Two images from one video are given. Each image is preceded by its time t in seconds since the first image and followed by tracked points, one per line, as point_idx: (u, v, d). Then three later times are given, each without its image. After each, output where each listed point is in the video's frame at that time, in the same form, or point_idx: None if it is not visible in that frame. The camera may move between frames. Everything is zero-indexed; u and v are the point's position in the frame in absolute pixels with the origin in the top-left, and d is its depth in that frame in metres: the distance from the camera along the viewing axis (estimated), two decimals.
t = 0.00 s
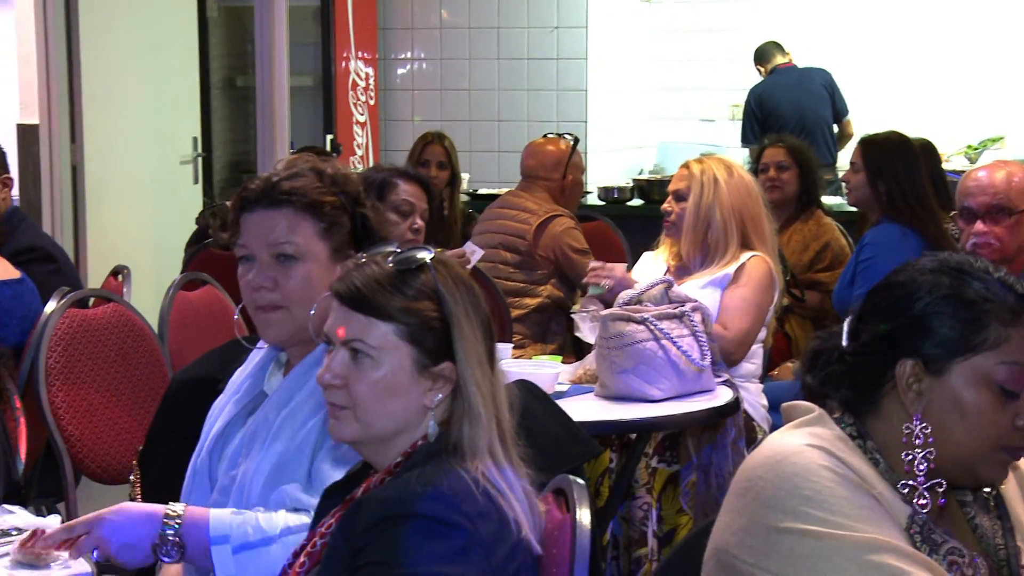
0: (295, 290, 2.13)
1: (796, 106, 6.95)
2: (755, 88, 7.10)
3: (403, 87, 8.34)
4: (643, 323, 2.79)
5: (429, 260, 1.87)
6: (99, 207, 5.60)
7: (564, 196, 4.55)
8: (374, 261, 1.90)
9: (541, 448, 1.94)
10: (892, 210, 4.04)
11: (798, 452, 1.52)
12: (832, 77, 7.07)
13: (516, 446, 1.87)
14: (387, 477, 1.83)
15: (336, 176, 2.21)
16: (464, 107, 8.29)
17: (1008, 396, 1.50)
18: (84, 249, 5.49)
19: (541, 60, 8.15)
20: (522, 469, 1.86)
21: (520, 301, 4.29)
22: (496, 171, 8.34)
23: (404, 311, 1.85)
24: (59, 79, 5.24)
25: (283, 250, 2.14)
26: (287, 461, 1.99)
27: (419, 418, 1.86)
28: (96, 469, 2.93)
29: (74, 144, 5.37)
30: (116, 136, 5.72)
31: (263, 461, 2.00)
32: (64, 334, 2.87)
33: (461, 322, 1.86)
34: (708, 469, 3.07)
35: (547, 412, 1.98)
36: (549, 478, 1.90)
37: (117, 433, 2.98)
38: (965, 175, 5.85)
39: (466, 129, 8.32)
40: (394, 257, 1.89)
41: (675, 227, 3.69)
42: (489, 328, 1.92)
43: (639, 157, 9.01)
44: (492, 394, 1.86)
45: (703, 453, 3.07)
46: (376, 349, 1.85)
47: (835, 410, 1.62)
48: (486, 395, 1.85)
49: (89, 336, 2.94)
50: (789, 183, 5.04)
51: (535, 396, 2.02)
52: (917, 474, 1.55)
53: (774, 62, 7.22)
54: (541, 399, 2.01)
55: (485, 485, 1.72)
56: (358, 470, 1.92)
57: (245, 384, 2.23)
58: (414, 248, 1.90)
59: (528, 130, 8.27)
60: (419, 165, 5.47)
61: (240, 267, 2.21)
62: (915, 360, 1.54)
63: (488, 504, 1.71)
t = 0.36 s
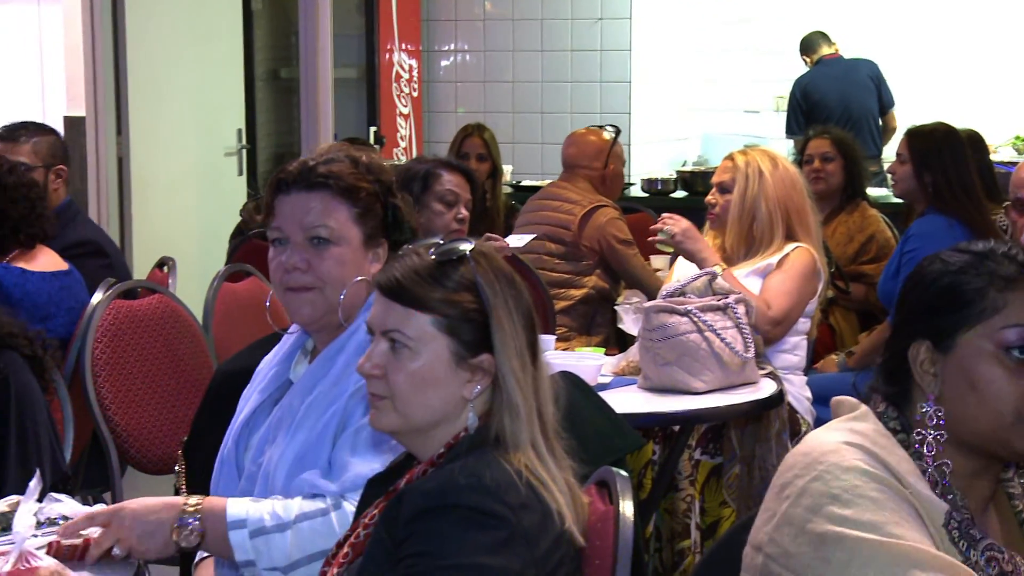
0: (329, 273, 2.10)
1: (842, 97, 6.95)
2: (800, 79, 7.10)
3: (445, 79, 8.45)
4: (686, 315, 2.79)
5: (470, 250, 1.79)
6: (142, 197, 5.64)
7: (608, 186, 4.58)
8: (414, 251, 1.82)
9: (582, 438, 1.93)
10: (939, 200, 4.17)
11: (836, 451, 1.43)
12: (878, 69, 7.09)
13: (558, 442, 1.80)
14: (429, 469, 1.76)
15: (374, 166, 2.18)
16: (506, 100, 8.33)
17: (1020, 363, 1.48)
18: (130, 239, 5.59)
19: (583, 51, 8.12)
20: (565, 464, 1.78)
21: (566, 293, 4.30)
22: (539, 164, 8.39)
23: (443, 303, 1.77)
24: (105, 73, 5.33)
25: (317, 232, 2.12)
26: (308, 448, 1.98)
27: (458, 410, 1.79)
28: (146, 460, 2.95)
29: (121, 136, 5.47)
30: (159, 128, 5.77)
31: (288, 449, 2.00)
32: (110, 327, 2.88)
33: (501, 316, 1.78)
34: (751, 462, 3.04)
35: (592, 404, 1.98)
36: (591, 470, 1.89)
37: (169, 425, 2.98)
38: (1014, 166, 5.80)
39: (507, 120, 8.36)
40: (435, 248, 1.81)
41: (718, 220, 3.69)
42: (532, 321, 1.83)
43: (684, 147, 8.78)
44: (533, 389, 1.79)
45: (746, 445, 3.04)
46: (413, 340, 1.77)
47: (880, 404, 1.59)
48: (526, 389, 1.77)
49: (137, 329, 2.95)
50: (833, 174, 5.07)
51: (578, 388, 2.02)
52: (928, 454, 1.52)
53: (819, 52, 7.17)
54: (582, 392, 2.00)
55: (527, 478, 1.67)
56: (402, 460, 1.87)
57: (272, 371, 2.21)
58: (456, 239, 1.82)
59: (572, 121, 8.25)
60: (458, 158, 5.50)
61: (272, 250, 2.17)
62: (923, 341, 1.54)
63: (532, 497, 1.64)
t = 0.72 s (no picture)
0: (324, 277, 2.02)
1: (883, 86, 6.98)
2: (843, 68, 7.12)
3: (484, 71, 8.61)
4: (726, 307, 2.80)
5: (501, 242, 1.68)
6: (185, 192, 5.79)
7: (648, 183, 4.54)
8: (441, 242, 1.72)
9: (622, 429, 1.93)
10: (980, 191, 4.24)
11: (854, 463, 1.37)
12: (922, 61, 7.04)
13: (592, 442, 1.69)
14: (467, 458, 1.65)
15: (368, 160, 2.10)
16: (546, 91, 8.52)
17: None
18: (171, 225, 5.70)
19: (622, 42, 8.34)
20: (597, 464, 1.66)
21: (602, 285, 4.34)
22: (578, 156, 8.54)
23: (470, 296, 1.66)
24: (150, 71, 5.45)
25: (306, 236, 2.02)
26: (330, 443, 1.95)
27: (477, 402, 1.68)
28: (184, 450, 2.95)
29: (162, 128, 5.53)
30: (202, 123, 5.90)
31: (309, 444, 1.97)
32: (152, 316, 2.90)
33: (531, 312, 1.66)
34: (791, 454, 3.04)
35: (631, 397, 1.98)
36: (629, 463, 1.87)
37: (208, 416, 3.00)
38: None
39: (546, 113, 8.56)
40: (464, 240, 1.71)
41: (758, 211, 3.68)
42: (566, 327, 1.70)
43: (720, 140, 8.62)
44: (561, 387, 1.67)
45: (785, 438, 3.06)
46: (431, 329, 1.68)
47: (918, 403, 1.48)
48: (544, 389, 1.64)
49: (178, 318, 2.97)
50: (874, 167, 5.05)
51: (616, 380, 2.01)
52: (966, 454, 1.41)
53: (864, 41, 7.18)
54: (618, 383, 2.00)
55: (568, 470, 1.58)
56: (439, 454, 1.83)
57: (284, 366, 2.16)
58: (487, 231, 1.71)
59: (612, 114, 8.45)
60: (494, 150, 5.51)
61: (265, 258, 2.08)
62: (957, 336, 1.45)
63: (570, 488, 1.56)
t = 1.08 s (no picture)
0: (320, 296, 1.96)
1: (918, 79, 6.97)
2: (879, 62, 7.12)
3: (519, 64, 8.70)
4: (761, 301, 2.81)
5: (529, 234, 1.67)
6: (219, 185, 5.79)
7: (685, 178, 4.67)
8: (470, 235, 1.72)
9: (659, 425, 1.92)
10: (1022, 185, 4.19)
11: (882, 468, 1.36)
12: (960, 54, 6.99)
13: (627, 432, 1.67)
14: (501, 451, 1.65)
15: (348, 171, 2.04)
16: (581, 85, 8.61)
17: None
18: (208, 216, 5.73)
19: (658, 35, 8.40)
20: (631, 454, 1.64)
21: (637, 279, 4.39)
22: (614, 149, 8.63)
23: (498, 288, 1.66)
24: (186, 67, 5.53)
25: (298, 256, 1.95)
26: (353, 444, 1.91)
27: (504, 394, 1.68)
28: (219, 443, 2.94)
29: (198, 122, 5.62)
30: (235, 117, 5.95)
31: (331, 446, 1.92)
32: (189, 307, 2.88)
33: (559, 304, 1.64)
34: (826, 449, 3.07)
35: (669, 393, 1.97)
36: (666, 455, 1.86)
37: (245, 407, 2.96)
38: None
39: (581, 108, 8.64)
40: (492, 233, 1.70)
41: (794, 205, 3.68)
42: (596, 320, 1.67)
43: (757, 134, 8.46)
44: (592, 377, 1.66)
45: (821, 433, 3.07)
46: (460, 321, 1.69)
47: (952, 403, 1.47)
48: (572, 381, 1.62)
49: (213, 310, 2.92)
50: (912, 160, 5.04)
51: (654, 375, 2.00)
52: (996, 452, 1.40)
53: (902, 33, 7.15)
54: (656, 378, 1.99)
55: (600, 461, 1.56)
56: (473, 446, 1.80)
57: (293, 375, 2.12)
58: (516, 224, 1.70)
59: (646, 108, 8.52)
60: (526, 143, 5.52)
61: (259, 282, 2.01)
62: (988, 337, 1.46)
63: (602, 479, 1.54)
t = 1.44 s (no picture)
0: (376, 282, 1.97)
1: (955, 76, 6.94)
2: (915, 56, 7.09)
3: (552, 60, 8.70)
4: (795, 298, 2.81)
5: (558, 231, 1.66)
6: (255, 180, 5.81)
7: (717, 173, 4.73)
8: (499, 233, 1.70)
9: (692, 420, 1.91)
10: None
11: (921, 458, 1.31)
12: (997, 48, 6.98)
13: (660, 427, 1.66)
14: (533, 448, 1.63)
15: (407, 161, 2.05)
16: (613, 81, 8.60)
17: None
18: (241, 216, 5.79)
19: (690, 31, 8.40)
20: (664, 449, 1.63)
21: (671, 274, 4.39)
22: (647, 145, 8.62)
23: (529, 284, 1.65)
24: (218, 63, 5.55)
25: (356, 243, 1.96)
26: (390, 444, 1.91)
27: (536, 390, 1.66)
28: (254, 438, 2.91)
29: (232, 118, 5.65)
30: (259, 114, 5.97)
31: (367, 445, 1.92)
32: (224, 302, 2.85)
33: (589, 300, 1.62)
34: (860, 446, 3.05)
35: (701, 388, 1.97)
36: (700, 451, 1.86)
37: (276, 403, 2.96)
38: None
39: (615, 103, 8.63)
40: (522, 230, 1.69)
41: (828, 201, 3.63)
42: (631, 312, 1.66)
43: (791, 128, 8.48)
44: (625, 373, 1.64)
45: (855, 429, 3.06)
46: (491, 317, 1.67)
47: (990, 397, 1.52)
48: (606, 376, 1.62)
49: (250, 304, 2.92)
50: (950, 156, 5.02)
51: (686, 371, 2.00)
52: None
53: (940, 28, 7.11)
54: (688, 374, 1.99)
55: (635, 459, 1.55)
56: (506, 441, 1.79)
57: (335, 367, 2.12)
58: (546, 221, 1.69)
59: (681, 103, 8.50)
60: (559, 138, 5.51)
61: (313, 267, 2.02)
62: None
63: (637, 476, 1.53)
